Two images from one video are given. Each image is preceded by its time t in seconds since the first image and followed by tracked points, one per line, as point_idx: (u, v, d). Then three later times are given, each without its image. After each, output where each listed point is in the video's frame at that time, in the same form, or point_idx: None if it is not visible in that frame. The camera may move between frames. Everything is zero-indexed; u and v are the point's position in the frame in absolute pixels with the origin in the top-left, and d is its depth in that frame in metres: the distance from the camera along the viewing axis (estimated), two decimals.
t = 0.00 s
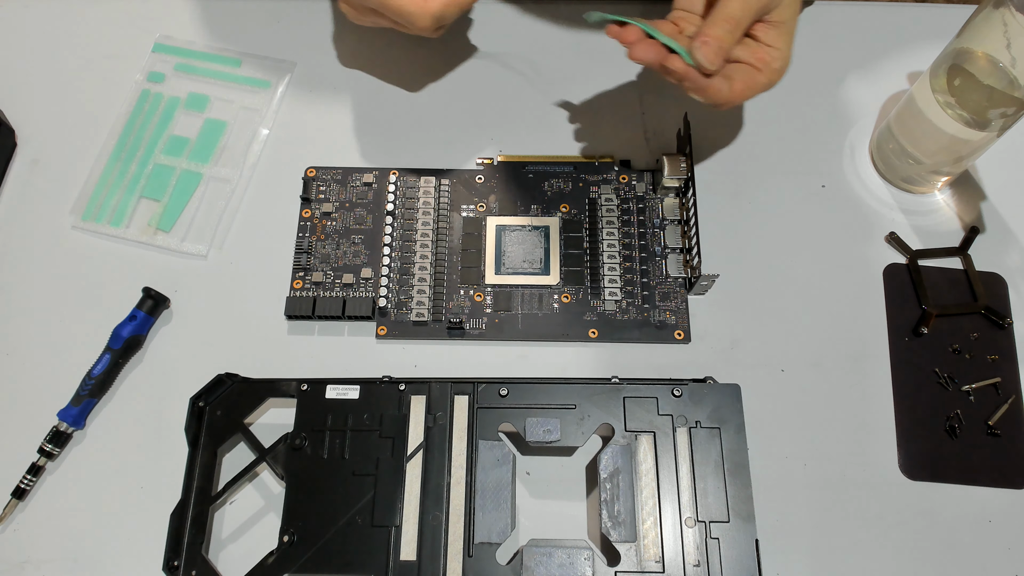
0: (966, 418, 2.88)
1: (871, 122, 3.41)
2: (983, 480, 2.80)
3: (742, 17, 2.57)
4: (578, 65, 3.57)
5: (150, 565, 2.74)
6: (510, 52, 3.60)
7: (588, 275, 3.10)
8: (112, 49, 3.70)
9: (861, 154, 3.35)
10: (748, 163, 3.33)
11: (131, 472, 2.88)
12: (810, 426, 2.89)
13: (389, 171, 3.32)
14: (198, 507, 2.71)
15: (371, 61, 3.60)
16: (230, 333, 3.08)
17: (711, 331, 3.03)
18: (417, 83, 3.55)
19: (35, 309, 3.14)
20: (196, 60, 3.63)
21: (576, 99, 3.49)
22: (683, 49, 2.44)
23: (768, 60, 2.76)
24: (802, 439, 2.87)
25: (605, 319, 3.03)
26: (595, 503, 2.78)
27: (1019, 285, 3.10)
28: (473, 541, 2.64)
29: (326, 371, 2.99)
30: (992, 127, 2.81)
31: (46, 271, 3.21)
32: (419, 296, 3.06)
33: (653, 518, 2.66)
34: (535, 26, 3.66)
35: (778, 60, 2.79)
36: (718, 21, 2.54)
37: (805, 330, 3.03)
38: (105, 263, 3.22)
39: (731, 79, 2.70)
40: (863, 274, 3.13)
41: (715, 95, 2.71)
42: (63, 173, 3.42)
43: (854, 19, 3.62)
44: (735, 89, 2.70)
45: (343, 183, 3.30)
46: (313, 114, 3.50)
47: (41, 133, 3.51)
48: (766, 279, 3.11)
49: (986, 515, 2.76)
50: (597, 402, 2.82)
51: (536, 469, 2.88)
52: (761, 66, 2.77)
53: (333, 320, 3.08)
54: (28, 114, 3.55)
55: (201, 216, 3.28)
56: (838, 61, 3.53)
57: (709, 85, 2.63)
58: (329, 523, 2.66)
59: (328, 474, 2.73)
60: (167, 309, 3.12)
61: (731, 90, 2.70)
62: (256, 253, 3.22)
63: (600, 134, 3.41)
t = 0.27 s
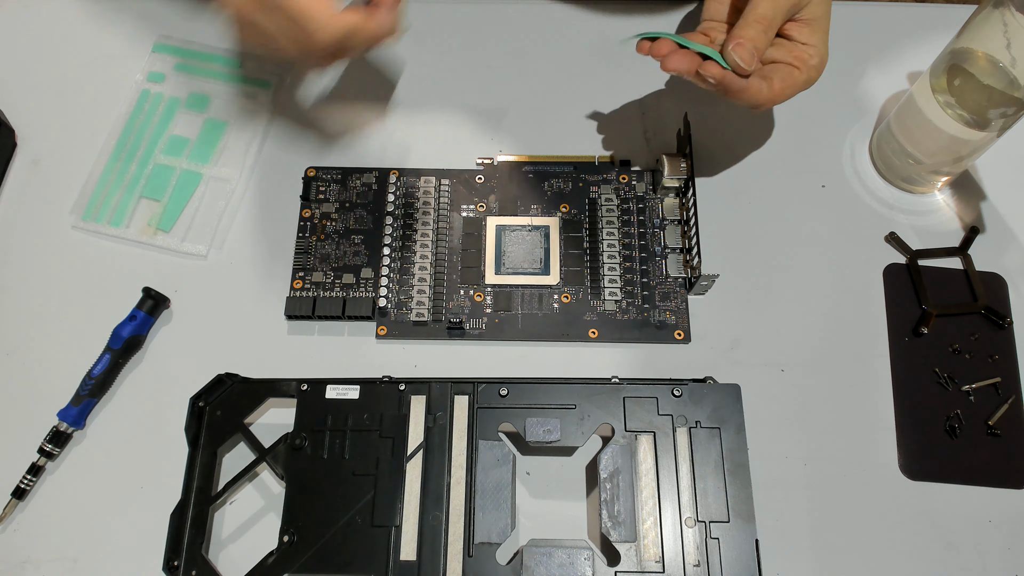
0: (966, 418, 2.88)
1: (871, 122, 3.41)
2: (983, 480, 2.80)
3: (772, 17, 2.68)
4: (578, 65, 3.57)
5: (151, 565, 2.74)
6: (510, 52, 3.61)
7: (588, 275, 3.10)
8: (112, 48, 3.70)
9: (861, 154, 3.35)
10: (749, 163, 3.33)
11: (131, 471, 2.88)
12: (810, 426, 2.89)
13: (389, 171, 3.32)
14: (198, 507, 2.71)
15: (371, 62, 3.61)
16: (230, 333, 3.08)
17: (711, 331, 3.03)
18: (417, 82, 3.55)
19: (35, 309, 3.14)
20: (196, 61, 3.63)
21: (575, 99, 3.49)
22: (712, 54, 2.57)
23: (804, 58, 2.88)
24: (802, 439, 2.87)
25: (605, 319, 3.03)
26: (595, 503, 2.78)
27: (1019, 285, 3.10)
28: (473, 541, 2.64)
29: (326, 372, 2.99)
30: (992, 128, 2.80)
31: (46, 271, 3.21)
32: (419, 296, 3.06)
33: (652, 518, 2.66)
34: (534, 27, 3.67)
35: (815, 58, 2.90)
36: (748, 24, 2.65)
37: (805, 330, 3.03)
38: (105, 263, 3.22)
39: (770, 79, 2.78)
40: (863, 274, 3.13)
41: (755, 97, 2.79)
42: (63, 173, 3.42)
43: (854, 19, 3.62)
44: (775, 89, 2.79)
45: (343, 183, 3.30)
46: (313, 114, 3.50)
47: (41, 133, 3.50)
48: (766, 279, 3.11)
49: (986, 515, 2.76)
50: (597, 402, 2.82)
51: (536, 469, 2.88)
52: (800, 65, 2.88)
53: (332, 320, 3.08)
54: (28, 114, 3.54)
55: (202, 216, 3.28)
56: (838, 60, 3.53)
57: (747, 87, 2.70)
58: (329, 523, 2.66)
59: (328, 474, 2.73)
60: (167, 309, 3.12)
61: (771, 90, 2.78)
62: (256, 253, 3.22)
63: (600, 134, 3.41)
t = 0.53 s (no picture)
0: (966, 418, 2.88)
1: (872, 122, 3.41)
2: (982, 480, 2.80)
3: (748, 18, 2.71)
4: (578, 65, 3.57)
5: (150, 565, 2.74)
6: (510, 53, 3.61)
7: (588, 275, 3.10)
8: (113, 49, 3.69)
9: (861, 154, 3.35)
10: (749, 163, 3.33)
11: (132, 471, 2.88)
12: (810, 426, 2.89)
13: (389, 171, 3.32)
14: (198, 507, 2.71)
15: (371, 62, 3.61)
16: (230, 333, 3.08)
17: (711, 331, 3.02)
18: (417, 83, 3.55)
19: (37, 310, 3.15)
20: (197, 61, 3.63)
21: (575, 99, 3.49)
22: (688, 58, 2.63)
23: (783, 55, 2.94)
24: (802, 439, 2.87)
25: (605, 319, 3.03)
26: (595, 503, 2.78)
27: (1018, 285, 3.10)
28: (473, 541, 2.64)
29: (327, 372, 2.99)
30: (992, 127, 2.81)
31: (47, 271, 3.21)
32: (419, 296, 3.06)
33: (652, 518, 2.67)
34: (534, 28, 3.68)
35: (794, 54, 2.95)
36: (724, 25, 2.68)
37: (805, 330, 3.03)
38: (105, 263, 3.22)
39: (748, 77, 2.84)
40: (863, 274, 3.13)
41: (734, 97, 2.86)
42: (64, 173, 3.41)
43: (854, 19, 3.62)
44: (754, 88, 2.85)
45: (343, 183, 3.30)
46: (313, 114, 3.50)
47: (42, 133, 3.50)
48: (766, 279, 3.12)
49: (986, 515, 2.76)
50: (596, 402, 2.82)
51: (537, 469, 2.87)
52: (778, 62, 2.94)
53: (333, 320, 3.10)
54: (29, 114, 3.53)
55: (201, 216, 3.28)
56: (838, 60, 3.53)
57: (725, 89, 2.76)
58: (330, 522, 2.69)
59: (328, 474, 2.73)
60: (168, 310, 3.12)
61: (749, 89, 2.84)
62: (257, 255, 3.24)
63: (600, 133, 3.41)
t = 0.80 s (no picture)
0: (967, 418, 2.88)
1: (872, 122, 3.41)
2: (982, 480, 2.80)
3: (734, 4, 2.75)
4: (578, 65, 3.57)
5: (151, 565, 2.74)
6: (511, 53, 3.61)
7: (588, 275, 3.10)
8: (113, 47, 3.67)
9: (861, 154, 3.35)
10: (749, 163, 3.33)
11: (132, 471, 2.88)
12: (810, 426, 2.89)
13: (389, 171, 3.32)
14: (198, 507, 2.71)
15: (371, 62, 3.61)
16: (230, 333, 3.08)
17: (711, 331, 3.02)
18: (417, 83, 3.56)
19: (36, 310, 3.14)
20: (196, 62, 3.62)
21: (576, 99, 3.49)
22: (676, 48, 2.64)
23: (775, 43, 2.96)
24: (802, 439, 2.87)
25: (605, 319, 3.03)
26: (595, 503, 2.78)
27: (1018, 284, 3.10)
28: (473, 541, 2.64)
29: (326, 372, 2.99)
30: (992, 128, 2.80)
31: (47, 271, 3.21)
32: (419, 296, 3.06)
33: (653, 518, 2.66)
34: (534, 28, 3.68)
35: (786, 41, 2.97)
36: (712, 15, 2.71)
37: (805, 330, 3.03)
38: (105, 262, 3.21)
39: (740, 66, 2.86)
40: (863, 274, 3.13)
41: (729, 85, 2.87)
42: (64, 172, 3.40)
43: (854, 19, 3.62)
44: (746, 75, 2.87)
45: (343, 183, 3.30)
46: (313, 114, 3.50)
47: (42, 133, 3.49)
48: (766, 278, 3.12)
49: (986, 515, 2.76)
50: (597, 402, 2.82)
51: (537, 469, 2.86)
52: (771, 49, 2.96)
53: (333, 320, 3.08)
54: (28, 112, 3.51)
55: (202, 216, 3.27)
56: (838, 60, 3.53)
57: (717, 76, 2.78)
58: (328, 524, 2.65)
59: (328, 474, 2.73)
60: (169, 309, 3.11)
61: (742, 76, 2.86)
62: (256, 254, 3.22)
63: (600, 133, 3.41)
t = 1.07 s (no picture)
0: (966, 418, 2.88)
1: (871, 122, 3.41)
2: (982, 480, 2.80)
3: None
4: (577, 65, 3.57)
5: (150, 565, 2.74)
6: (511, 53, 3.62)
7: (588, 275, 3.10)
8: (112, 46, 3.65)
9: (861, 154, 3.35)
10: (749, 164, 3.33)
11: (132, 471, 2.88)
12: (810, 426, 2.89)
13: (389, 171, 3.32)
14: (197, 507, 2.72)
15: (371, 62, 3.62)
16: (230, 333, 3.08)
17: (711, 331, 3.02)
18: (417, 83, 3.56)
19: (36, 310, 3.15)
20: (201, 62, 3.68)
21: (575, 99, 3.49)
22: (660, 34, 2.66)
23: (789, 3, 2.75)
24: (802, 439, 2.87)
25: (605, 319, 3.03)
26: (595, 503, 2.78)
27: (1018, 284, 3.10)
28: (473, 541, 2.64)
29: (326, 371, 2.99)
30: (992, 128, 2.80)
31: (47, 271, 3.21)
32: (419, 296, 3.06)
33: (652, 518, 2.67)
34: (534, 28, 3.68)
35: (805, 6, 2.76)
36: None
37: (805, 330, 3.03)
38: (105, 263, 3.21)
39: (757, 33, 2.73)
40: (863, 274, 3.13)
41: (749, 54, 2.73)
42: (63, 173, 3.40)
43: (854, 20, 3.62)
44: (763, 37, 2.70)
45: (343, 183, 3.30)
46: (313, 114, 3.50)
47: (41, 133, 3.48)
48: (766, 278, 3.12)
49: (986, 515, 2.76)
50: (597, 402, 2.82)
51: (537, 470, 2.86)
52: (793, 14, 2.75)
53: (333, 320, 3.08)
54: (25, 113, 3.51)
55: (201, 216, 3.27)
56: (838, 61, 3.53)
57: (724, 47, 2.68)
58: (329, 524, 2.66)
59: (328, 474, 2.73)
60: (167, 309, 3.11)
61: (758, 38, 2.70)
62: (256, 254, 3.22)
63: (600, 133, 3.40)
